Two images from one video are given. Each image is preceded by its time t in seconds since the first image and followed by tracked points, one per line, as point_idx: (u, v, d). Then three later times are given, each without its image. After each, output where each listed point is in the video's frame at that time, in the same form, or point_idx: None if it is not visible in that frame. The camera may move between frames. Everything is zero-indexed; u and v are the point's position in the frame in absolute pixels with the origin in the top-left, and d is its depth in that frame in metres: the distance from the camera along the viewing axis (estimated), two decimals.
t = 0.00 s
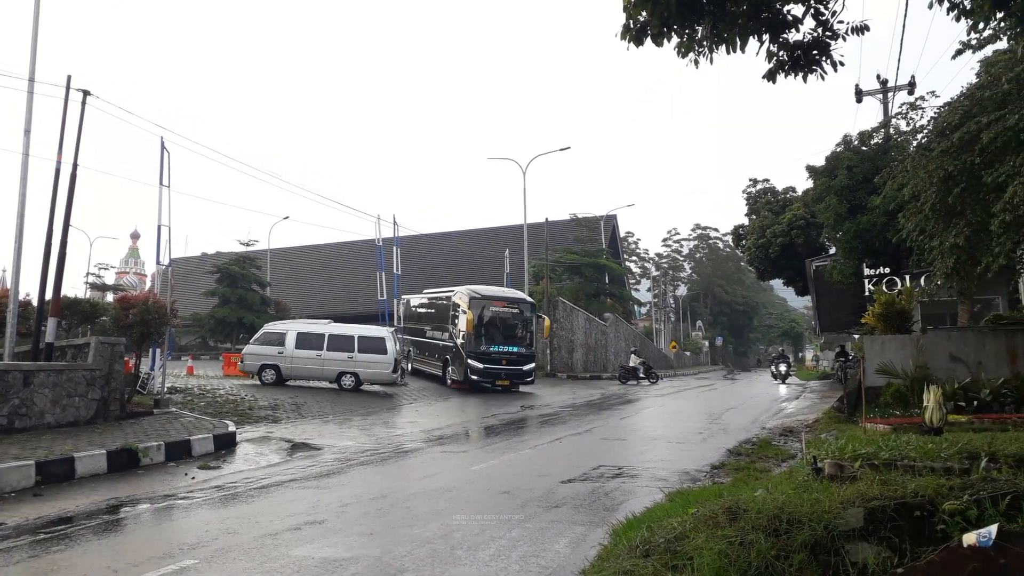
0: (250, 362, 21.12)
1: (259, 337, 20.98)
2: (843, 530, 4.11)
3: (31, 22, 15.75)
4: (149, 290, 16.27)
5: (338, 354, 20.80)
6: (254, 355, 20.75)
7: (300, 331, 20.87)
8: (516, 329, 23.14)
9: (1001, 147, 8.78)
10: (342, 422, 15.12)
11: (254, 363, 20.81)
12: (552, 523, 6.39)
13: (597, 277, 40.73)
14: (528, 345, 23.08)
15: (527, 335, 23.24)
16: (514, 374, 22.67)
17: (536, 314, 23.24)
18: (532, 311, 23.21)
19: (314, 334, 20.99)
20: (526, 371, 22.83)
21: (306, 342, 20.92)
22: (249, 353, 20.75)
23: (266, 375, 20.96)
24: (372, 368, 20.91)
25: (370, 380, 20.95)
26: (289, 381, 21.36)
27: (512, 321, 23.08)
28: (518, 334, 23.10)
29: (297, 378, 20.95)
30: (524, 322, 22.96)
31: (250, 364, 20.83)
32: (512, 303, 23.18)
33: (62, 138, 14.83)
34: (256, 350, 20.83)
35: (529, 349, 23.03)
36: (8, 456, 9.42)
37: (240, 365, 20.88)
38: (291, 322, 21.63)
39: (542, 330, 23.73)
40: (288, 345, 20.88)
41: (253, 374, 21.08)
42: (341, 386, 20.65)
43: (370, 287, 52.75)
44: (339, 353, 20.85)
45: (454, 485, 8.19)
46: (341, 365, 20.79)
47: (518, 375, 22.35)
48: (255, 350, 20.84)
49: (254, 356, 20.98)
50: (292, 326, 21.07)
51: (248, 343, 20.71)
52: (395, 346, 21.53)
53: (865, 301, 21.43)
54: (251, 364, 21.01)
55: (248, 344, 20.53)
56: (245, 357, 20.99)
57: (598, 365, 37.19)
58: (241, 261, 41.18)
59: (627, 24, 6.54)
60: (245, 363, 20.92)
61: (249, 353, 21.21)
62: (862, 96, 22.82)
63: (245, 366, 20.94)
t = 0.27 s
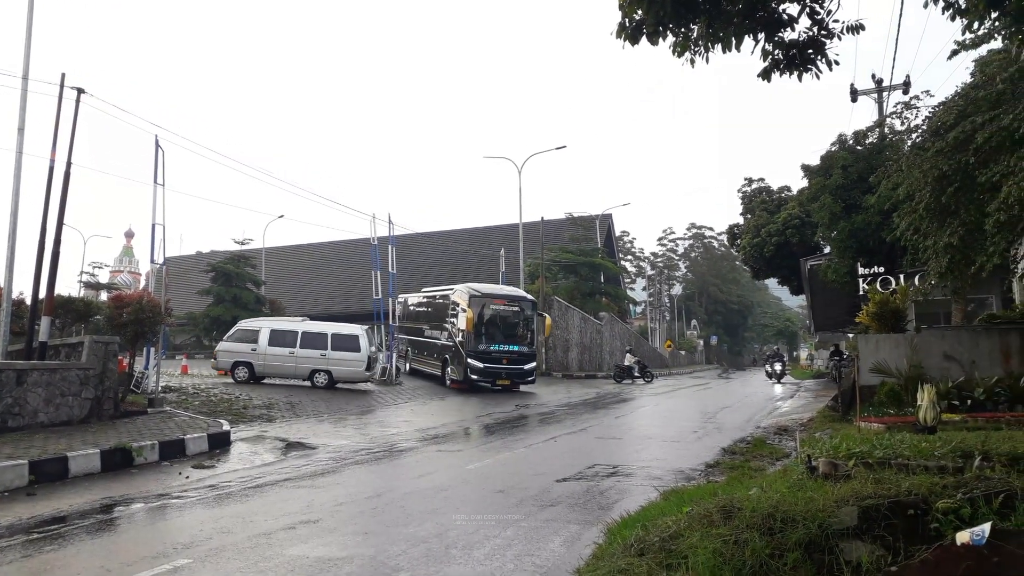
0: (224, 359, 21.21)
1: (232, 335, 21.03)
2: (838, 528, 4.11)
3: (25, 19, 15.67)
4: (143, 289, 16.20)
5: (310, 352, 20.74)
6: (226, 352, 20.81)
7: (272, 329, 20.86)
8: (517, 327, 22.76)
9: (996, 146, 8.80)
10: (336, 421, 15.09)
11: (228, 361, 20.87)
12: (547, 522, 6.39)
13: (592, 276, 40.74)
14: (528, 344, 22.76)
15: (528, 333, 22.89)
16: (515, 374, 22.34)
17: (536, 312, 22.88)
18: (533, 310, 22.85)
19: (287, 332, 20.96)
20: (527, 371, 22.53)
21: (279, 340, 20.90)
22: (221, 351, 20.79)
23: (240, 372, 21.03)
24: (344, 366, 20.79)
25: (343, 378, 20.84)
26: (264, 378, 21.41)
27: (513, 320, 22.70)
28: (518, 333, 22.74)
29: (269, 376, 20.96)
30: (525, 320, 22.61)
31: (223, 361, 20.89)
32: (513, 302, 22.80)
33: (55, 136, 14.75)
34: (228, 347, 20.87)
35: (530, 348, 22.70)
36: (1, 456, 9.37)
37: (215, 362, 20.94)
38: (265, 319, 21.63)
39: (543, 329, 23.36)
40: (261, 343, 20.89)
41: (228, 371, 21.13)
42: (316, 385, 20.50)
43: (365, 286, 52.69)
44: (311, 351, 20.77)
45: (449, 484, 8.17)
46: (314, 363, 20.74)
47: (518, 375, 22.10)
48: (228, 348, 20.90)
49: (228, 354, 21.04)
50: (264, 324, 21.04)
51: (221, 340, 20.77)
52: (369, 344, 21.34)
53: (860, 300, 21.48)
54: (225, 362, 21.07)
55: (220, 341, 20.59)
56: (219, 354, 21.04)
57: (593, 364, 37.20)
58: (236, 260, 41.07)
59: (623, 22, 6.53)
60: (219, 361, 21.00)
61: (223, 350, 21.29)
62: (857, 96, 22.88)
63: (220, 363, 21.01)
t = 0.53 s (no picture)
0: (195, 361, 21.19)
1: (204, 336, 21.01)
2: (833, 530, 4.12)
3: (19, 21, 15.63)
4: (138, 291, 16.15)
5: (283, 352, 20.78)
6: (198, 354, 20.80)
7: (244, 330, 20.88)
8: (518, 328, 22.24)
9: (990, 149, 8.84)
10: (332, 424, 15.07)
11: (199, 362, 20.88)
12: (543, 524, 6.38)
13: (588, 278, 40.75)
14: (529, 346, 22.28)
15: (529, 334, 22.39)
16: (517, 376, 21.88)
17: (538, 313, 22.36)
18: (534, 310, 22.33)
19: (259, 333, 20.98)
20: (529, 373, 22.10)
21: (252, 341, 20.92)
22: (193, 352, 20.78)
23: (212, 374, 21.03)
24: (317, 366, 20.86)
25: (316, 377, 20.90)
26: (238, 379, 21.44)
27: (514, 321, 22.17)
28: (520, 334, 22.24)
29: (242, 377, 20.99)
30: (526, 321, 22.09)
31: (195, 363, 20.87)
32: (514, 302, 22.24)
33: (50, 138, 14.70)
34: (200, 348, 20.86)
35: (531, 350, 22.23)
36: None
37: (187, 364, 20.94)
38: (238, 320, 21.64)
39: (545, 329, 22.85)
40: (233, 344, 20.90)
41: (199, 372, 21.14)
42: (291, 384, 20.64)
43: (360, 289, 52.63)
44: (284, 351, 20.83)
45: (445, 487, 8.16)
46: (287, 363, 20.78)
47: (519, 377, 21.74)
48: (200, 349, 20.89)
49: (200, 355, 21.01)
50: (235, 325, 21.06)
51: (193, 342, 20.76)
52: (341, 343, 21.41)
53: (855, 302, 21.54)
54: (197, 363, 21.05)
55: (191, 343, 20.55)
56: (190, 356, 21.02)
57: (589, 366, 37.22)
58: (231, 262, 40.98)
59: (619, 26, 6.55)
60: (191, 362, 20.96)
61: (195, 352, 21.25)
62: (851, 98, 22.96)
63: (192, 365, 20.99)
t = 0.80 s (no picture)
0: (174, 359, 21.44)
1: (182, 335, 21.26)
2: (832, 528, 4.12)
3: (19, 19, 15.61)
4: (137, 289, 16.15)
5: (258, 349, 20.89)
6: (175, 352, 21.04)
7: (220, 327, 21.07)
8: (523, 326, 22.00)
9: (990, 148, 8.84)
10: (331, 422, 15.07)
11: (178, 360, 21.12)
12: (543, 522, 6.38)
13: (587, 277, 40.72)
14: (535, 344, 22.06)
15: (534, 332, 22.16)
16: (522, 375, 21.65)
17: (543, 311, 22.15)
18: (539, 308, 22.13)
19: (235, 330, 21.15)
20: (534, 371, 21.87)
21: (227, 338, 21.09)
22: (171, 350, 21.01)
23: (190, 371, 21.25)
24: (292, 362, 20.90)
25: (291, 373, 20.94)
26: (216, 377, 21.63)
27: (519, 319, 21.94)
28: (525, 332, 22.01)
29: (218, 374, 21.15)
30: (531, 319, 21.87)
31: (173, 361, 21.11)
32: (518, 299, 22.04)
33: (49, 136, 14.69)
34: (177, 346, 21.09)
35: (536, 349, 22.00)
36: None
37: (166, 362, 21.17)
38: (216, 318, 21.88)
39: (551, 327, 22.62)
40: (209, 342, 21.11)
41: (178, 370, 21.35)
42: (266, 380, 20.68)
43: (360, 287, 52.63)
44: (259, 347, 20.94)
45: (445, 485, 8.16)
46: (262, 360, 20.88)
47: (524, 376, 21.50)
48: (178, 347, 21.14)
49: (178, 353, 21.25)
50: (211, 323, 21.28)
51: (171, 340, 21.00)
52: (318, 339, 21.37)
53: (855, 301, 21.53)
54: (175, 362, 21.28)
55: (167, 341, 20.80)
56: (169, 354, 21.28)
57: (589, 365, 37.22)
58: (231, 260, 40.98)
59: (619, 24, 6.54)
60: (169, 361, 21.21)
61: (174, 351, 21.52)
62: (851, 97, 22.94)
63: (170, 363, 21.24)
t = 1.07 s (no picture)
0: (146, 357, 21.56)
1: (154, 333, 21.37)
2: (827, 528, 4.13)
3: (14, 17, 15.55)
4: (132, 287, 16.10)
5: (228, 346, 20.91)
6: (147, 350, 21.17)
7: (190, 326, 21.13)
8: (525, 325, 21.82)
9: (985, 149, 8.88)
10: (326, 421, 15.06)
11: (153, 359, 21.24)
12: (538, 522, 6.38)
13: (583, 276, 40.71)
14: (536, 344, 21.90)
15: (536, 332, 22.00)
16: (523, 375, 21.50)
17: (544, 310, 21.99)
18: (540, 307, 21.99)
19: (205, 328, 21.22)
20: (535, 372, 21.71)
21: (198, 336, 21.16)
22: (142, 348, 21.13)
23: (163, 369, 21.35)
24: (261, 359, 20.91)
25: (261, 371, 20.94)
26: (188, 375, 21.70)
27: (520, 318, 21.78)
28: (526, 332, 21.84)
29: (189, 371, 21.22)
30: (532, 319, 21.73)
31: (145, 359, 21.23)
32: (519, 299, 21.91)
33: (43, 134, 14.62)
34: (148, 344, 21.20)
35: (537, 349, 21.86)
36: None
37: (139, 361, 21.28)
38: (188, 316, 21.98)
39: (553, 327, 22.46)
40: (180, 339, 21.20)
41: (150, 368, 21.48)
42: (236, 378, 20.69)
43: (355, 286, 52.55)
44: (228, 345, 20.96)
45: (441, 484, 8.15)
46: (232, 357, 20.91)
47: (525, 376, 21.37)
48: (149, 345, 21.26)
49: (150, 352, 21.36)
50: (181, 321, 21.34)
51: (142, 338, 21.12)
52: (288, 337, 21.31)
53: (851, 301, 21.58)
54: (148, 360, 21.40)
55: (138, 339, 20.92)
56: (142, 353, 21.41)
57: (584, 365, 37.23)
58: (226, 258, 40.86)
59: (616, 24, 6.53)
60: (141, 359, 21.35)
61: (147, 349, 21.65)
62: (847, 98, 23.00)
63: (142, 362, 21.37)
